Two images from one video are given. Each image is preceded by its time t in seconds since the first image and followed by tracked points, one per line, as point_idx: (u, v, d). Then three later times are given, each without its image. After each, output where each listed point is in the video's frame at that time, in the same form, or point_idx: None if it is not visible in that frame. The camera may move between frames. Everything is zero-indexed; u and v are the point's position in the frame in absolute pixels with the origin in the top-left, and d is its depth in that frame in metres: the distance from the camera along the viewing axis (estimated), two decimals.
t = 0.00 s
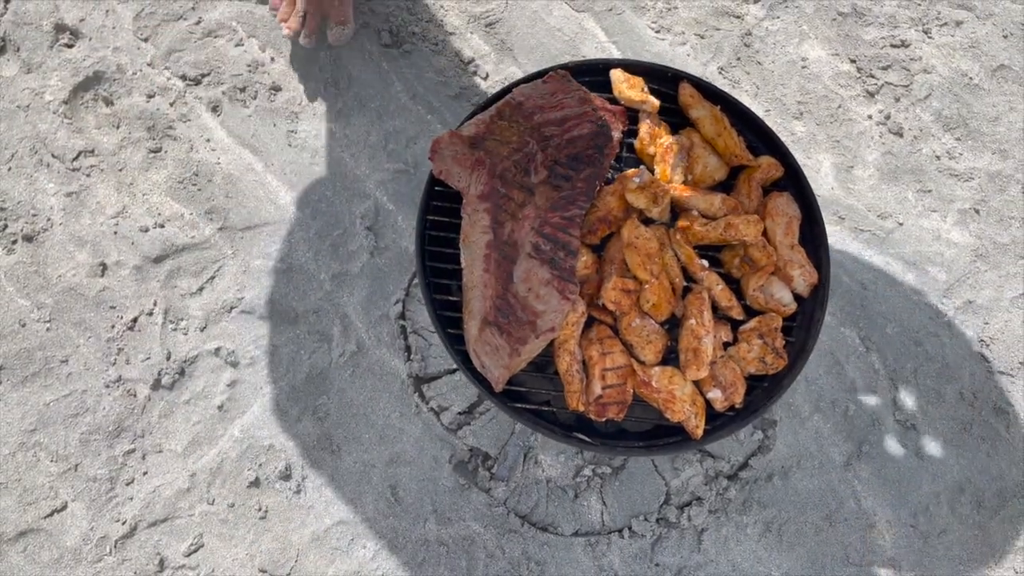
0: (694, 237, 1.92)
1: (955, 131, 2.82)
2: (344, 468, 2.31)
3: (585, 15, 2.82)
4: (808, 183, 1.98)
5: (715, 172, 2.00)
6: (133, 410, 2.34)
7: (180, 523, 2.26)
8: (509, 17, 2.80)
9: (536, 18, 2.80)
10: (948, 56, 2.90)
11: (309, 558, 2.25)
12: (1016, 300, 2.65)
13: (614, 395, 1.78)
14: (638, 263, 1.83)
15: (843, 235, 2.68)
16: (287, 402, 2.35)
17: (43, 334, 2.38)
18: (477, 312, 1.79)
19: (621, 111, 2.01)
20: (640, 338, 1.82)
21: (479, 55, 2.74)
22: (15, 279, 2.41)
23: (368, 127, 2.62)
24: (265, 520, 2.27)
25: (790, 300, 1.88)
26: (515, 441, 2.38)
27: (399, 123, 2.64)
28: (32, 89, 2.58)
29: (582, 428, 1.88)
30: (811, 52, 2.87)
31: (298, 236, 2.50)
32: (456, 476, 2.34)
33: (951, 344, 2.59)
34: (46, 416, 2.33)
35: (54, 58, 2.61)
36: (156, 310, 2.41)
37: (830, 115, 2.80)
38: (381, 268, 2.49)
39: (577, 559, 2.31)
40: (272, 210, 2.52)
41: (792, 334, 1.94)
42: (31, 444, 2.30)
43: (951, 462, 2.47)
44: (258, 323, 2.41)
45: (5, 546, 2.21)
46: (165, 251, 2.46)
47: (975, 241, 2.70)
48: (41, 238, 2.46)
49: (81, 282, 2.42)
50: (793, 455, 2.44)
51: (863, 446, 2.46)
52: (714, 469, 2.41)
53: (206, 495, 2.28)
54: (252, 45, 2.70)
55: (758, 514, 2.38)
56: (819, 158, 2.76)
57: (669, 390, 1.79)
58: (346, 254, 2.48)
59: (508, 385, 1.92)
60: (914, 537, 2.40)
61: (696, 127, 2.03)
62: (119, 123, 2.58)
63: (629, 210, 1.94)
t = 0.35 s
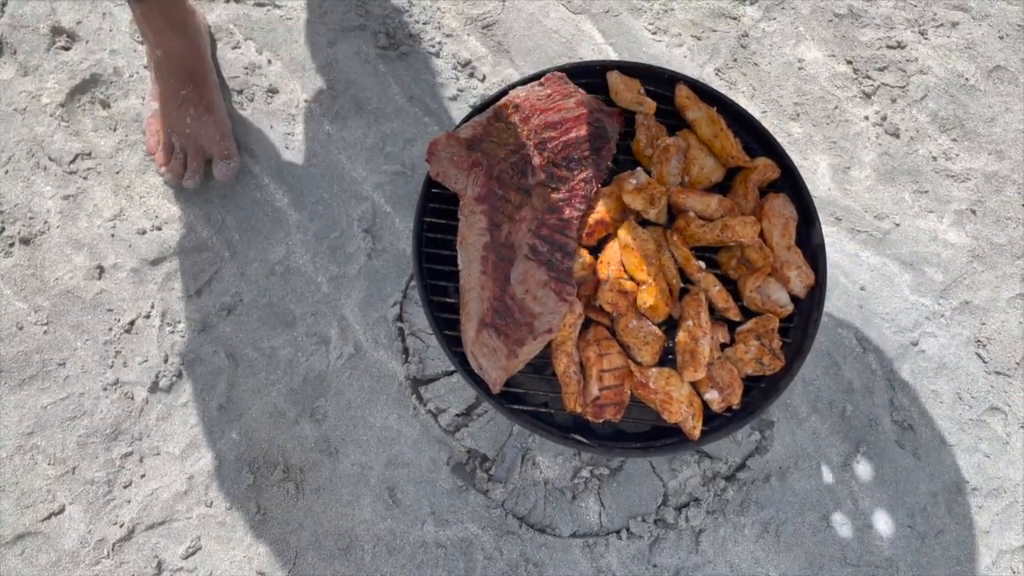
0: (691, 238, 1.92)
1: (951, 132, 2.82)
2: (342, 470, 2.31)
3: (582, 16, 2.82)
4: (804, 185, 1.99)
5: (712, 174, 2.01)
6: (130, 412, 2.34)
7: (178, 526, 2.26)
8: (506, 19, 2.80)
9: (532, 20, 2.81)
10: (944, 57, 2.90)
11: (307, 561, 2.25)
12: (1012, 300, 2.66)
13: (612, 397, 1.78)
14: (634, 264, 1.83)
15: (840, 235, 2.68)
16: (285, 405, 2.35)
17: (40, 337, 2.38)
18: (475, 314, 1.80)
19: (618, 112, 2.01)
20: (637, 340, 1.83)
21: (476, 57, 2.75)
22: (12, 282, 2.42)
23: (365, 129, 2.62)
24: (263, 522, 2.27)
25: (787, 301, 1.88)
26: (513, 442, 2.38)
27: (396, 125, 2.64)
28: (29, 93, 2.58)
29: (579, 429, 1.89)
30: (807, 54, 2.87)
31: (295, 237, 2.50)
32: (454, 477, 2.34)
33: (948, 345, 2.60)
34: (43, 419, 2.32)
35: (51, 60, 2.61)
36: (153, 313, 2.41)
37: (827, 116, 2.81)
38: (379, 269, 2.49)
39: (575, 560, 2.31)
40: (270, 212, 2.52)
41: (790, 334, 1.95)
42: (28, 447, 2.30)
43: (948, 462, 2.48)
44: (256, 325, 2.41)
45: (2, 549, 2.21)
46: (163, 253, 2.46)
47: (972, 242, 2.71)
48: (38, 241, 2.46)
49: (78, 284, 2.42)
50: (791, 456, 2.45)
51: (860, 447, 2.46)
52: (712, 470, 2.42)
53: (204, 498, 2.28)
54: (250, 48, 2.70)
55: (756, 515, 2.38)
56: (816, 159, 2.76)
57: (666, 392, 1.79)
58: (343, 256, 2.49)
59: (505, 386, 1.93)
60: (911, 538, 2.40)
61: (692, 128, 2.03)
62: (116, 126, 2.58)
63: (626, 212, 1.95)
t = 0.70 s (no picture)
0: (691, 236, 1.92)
1: (951, 128, 2.82)
2: (342, 470, 2.31)
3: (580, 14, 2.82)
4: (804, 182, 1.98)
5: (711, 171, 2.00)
6: (129, 413, 2.34)
7: (177, 527, 2.25)
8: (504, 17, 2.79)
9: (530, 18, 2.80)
10: (943, 53, 2.90)
11: (308, 562, 2.24)
12: (1013, 297, 2.65)
13: (612, 396, 1.78)
14: (634, 263, 1.83)
15: (840, 232, 2.67)
16: (285, 405, 2.35)
17: (39, 338, 2.38)
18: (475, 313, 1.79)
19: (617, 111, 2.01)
20: (637, 338, 1.82)
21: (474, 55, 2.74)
22: (11, 284, 2.41)
23: (363, 128, 2.61)
24: (263, 523, 2.26)
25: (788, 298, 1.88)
26: (513, 441, 2.38)
27: (394, 124, 2.63)
28: (26, 93, 2.58)
29: (580, 428, 1.88)
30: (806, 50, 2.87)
31: (294, 237, 2.49)
32: (454, 477, 2.33)
33: (949, 342, 2.59)
34: (42, 420, 2.32)
35: (48, 61, 2.61)
36: (151, 314, 2.40)
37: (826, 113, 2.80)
38: (378, 269, 2.48)
39: (576, 559, 2.30)
40: (268, 212, 2.52)
41: (791, 332, 1.94)
42: (27, 448, 2.30)
43: (950, 459, 2.48)
44: (255, 325, 2.41)
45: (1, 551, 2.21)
46: (161, 254, 2.45)
47: (972, 238, 2.70)
48: (36, 242, 2.45)
49: (76, 285, 2.42)
50: (792, 453, 2.44)
51: (862, 444, 2.46)
52: (713, 469, 2.41)
53: (203, 499, 2.27)
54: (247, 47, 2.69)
55: (757, 513, 2.38)
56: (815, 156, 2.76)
57: (667, 390, 1.78)
58: (343, 255, 2.48)
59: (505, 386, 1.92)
60: (913, 535, 2.40)
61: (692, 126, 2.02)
62: (113, 126, 2.58)
63: (625, 210, 1.94)
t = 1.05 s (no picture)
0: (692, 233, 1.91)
1: (951, 121, 2.81)
2: (342, 467, 2.30)
3: (578, 8, 2.81)
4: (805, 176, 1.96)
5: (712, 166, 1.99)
6: (128, 412, 2.33)
7: (177, 526, 2.25)
8: (502, 12, 2.78)
9: (528, 13, 2.78)
10: (943, 45, 2.89)
11: (309, 559, 2.24)
12: (1013, 290, 2.64)
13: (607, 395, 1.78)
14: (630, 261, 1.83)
15: (841, 226, 2.66)
16: (284, 404, 2.34)
17: (36, 337, 2.37)
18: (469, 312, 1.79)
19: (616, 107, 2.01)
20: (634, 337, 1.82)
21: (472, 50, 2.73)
22: (8, 284, 2.41)
23: (361, 125, 2.60)
24: (263, 521, 2.25)
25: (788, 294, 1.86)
26: (513, 438, 2.34)
27: (392, 120, 2.62)
28: (22, 92, 2.57)
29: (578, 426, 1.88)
30: (805, 43, 2.85)
31: (292, 235, 2.49)
32: (455, 473, 2.32)
33: (950, 335, 2.58)
34: (40, 420, 2.31)
35: (43, 59, 2.60)
36: (149, 313, 2.39)
37: (826, 106, 2.79)
38: (377, 265, 2.47)
39: (577, 555, 2.30)
40: (266, 209, 2.51)
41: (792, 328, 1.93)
42: (26, 448, 2.29)
43: (951, 453, 2.47)
44: (253, 323, 2.40)
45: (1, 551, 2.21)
46: (159, 252, 2.44)
47: (972, 231, 2.69)
48: (33, 241, 2.45)
49: (74, 284, 2.41)
50: (793, 447, 2.43)
51: (863, 438, 2.45)
52: (714, 464, 2.38)
53: (203, 497, 2.26)
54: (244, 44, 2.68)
55: (758, 508, 2.37)
56: (815, 149, 2.74)
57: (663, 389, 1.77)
58: (341, 252, 2.47)
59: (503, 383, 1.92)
60: (915, 529, 2.39)
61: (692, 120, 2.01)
62: (109, 124, 2.56)
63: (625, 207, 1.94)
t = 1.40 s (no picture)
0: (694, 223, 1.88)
1: (943, 113, 2.81)
2: (334, 462, 2.30)
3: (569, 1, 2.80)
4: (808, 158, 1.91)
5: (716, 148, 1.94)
6: (119, 408, 2.32)
7: (169, 521, 2.24)
8: (493, 5, 2.77)
9: (520, 6, 2.77)
10: (935, 37, 2.89)
11: (301, 554, 2.23)
12: (1006, 281, 2.64)
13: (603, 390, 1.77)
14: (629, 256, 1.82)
15: (833, 219, 2.66)
16: (276, 399, 2.33)
17: (27, 334, 2.36)
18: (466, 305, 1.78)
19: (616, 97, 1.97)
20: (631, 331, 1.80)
21: (463, 43, 2.72)
22: None
23: (353, 119, 2.59)
24: (255, 516, 2.25)
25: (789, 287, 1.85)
26: (506, 431, 2.33)
27: (384, 114, 2.61)
28: (11, 87, 2.56)
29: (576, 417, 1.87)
30: (798, 36, 2.85)
31: (283, 230, 2.48)
32: (448, 468, 2.32)
33: (943, 327, 2.58)
34: (31, 416, 2.31)
35: (33, 54, 2.58)
36: (140, 308, 2.39)
37: (818, 99, 2.79)
38: (369, 260, 2.46)
39: (570, 548, 2.30)
40: (257, 204, 2.50)
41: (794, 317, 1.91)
42: (17, 444, 2.29)
43: (944, 445, 2.47)
44: (244, 318, 2.39)
45: None
46: (150, 247, 2.43)
47: (965, 223, 2.69)
48: (23, 237, 2.44)
49: (64, 280, 2.40)
50: (786, 440, 2.43)
51: (856, 431, 2.45)
52: (707, 457, 2.38)
53: (195, 493, 2.26)
54: (234, 38, 2.67)
55: (751, 500, 2.37)
56: (807, 142, 2.74)
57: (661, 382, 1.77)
58: (333, 246, 2.46)
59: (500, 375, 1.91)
60: (907, 520, 2.40)
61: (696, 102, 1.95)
62: (99, 119, 2.55)
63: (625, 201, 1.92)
